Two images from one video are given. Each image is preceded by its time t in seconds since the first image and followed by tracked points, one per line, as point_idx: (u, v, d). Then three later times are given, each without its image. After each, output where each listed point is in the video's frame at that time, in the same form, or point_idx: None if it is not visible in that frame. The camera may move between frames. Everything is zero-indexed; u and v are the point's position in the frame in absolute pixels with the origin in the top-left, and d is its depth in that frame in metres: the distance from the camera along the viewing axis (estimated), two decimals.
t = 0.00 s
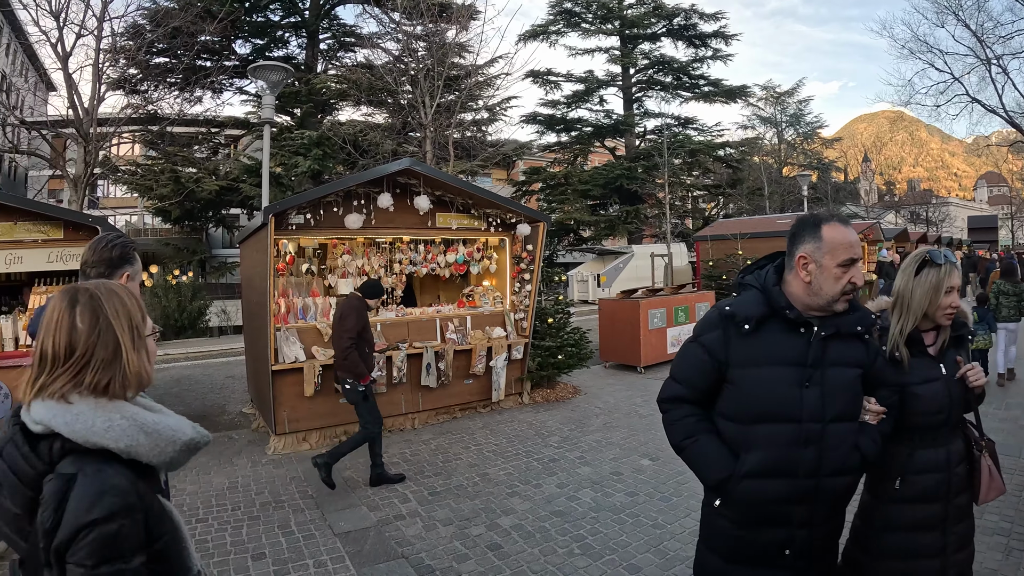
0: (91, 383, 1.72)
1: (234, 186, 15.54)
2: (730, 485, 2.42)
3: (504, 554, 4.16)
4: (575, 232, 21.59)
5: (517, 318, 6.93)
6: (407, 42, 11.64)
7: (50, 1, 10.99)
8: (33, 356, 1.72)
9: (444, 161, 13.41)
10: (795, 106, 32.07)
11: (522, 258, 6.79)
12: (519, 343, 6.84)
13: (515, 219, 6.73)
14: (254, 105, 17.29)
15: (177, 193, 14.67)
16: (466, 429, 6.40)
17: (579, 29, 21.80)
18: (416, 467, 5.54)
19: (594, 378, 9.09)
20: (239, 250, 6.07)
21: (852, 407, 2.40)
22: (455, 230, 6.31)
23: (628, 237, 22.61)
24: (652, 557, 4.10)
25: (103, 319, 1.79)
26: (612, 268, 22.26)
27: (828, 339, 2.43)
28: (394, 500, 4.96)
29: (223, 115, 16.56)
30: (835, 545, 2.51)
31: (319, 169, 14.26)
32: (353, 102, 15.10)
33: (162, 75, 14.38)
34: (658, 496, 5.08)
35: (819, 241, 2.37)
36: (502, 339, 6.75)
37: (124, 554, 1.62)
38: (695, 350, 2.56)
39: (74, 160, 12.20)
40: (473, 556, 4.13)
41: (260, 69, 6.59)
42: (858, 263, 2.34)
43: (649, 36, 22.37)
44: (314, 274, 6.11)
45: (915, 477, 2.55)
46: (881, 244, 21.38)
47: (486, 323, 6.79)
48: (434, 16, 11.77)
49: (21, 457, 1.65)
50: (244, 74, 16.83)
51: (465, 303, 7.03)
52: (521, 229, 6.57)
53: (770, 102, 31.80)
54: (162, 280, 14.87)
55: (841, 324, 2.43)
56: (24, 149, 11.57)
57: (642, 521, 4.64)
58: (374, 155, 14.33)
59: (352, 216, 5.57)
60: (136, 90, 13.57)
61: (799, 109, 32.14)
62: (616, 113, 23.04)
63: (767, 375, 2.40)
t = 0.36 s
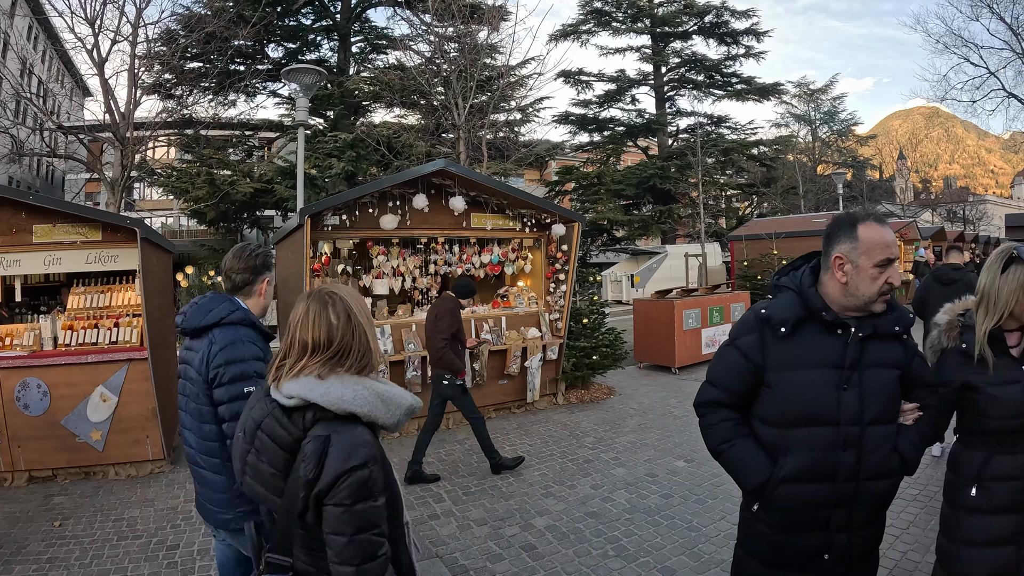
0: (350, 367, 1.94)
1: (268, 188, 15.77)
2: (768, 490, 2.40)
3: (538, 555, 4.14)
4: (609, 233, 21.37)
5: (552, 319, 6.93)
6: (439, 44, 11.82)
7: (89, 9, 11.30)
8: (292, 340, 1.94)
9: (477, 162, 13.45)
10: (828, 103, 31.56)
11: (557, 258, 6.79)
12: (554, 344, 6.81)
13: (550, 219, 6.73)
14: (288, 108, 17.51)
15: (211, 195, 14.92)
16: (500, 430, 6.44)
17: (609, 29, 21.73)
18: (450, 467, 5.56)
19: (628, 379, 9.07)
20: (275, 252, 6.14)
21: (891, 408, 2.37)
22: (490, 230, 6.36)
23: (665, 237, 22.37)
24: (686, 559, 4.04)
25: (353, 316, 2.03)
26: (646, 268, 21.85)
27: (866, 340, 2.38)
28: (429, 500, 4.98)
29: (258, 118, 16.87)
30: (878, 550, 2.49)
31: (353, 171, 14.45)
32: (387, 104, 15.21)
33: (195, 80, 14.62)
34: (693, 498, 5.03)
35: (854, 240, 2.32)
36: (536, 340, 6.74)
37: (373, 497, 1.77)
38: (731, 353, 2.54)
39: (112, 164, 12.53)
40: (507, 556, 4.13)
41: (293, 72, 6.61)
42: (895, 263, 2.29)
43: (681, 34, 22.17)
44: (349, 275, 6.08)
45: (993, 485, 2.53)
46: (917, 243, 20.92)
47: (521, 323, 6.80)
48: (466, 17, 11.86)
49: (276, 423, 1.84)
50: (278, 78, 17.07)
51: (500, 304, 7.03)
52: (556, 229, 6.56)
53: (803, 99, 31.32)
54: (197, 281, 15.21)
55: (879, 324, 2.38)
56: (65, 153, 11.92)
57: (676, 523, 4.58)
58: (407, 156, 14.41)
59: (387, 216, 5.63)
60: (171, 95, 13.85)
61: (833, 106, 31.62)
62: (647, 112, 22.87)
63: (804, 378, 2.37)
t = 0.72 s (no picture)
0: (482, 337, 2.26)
1: (276, 188, 15.81)
2: (772, 490, 2.39)
3: (544, 556, 4.12)
4: (615, 233, 21.48)
5: (558, 320, 6.87)
6: (445, 43, 11.84)
7: (96, 10, 11.38)
8: (438, 310, 2.24)
9: (484, 162, 13.48)
10: (836, 103, 31.47)
11: (564, 258, 6.76)
12: (561, 344, 6.76)
13: (556, 219, 6.70)
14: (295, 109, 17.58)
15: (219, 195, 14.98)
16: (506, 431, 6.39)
17: (616, 29, 21.72)
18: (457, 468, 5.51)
19: (636, 379, 9.06)
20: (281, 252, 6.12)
21: (895, 409, 2.37)
22: (496, 231, 6.34)
23: (673, 237, 22.29)
24: (693, 561, 4.03)
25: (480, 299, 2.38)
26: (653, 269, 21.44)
27: (869, 339, 2.37)
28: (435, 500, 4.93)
29: (265, 119, 16.93)
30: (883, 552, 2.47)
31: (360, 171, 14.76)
32: (394, 105, 15.25)
33: (203, 81, 14.70)
34: (700, 499, 5.01)
35: (856, 240, 2.30)
36: (544, 340, 6.65)
37: (511, 432, 2.13)
38: (735, 353, 2.53)
39: (119, 164, 12.61)
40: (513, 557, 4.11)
41: (301, 72, 6.60)
42: (898, 262, 2.28)
43: (688, 34, 22.12)
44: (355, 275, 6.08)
45: (1017, 496, 2.49)
46: (925, 243, 20.83)
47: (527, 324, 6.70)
48: (473, 18, 11.91)
49: (430, 379, 2.12)
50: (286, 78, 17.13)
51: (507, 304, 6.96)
52: (563, 229, 6.54)
53: (811, 99, 31.23)
54: (205, 282, 15.26)
55: (882, 323, 2.36)
56: (73, 154, 12.00)
57: (683, 525, 4.56)
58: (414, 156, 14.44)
59: (393, 217, 5.63)
60: (178, 96, 13.93)
61: (841, 106, 31.53)
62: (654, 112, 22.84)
63: (808, 378, 2.36)
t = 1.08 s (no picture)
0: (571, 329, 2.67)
1: (281, 189, 15.85)
2: (776, 492, 2.39)
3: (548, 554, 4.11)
4: (620, 233, 21.48)
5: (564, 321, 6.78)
6: (450, 44, 11.86)
7: (101, 11, 11.43)
8: (547, 298, 2.57)
9: (489, 163, 13.49)
10: (841, 103, 31.40)
11: (569, 259, 6.66)
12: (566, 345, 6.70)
13: (562, 220, 6.65)
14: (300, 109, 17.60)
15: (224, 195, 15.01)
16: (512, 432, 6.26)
17: (621, 29, 21.70)
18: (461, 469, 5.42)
19: (640, 380, 9.05)
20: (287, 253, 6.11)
21: (899, 408, 2.36)
22: (502, 231, 6.30)
23: (678, 238, 22.22)
24: (696, 562, 4.01)
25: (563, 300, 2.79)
26: (657, 270, 21.67)
27: (871, 340, 2.36)
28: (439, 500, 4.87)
29: (270, 119, 16.96)
30: (887, 552, 2.46)
31: (366, 172, 14.65)
32: (399, 105, 15.25)
33: (209, 82, 14.75)
34: (704, 500, 5.00)
35: (857, 240, 2.30)
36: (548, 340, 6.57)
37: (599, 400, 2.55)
38: (738, 356, 2.54)
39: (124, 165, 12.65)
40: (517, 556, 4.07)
41: (306, 73, 6.60)
42: (900, 262, 2.27)
43: (693, 34, 22.07)
44: (361, 276, 6.09)
45: None
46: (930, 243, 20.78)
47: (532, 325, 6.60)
48: (478, 18, 11.92)
49: (551, 357, 2.44)
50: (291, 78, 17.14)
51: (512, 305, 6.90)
52: (568, 229, 6.49)
53: (816, 99, 31.18)
54: (210, 281, 15.30)
55: (885, 323, 2.35)
56: (79, 154, 12.04)
57: (687, 526, 4.55)
58: (419, 157, 14.46)
59: (398, 217, 5.61)
60: (183, 96, 13.97)
61: (846, 106, 31.45)
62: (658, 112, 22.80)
63: (811, 379, 2.36)
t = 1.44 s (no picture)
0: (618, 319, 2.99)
1: (286, 189, 15.90)
2: (779, 491, 2.40)
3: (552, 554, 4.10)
4: (625, 234, 21.49)
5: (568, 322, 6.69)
6: (455, 45, 11.89)
7: (107, 12, 11.47)
8: (598, 293, 2.87)
9: (493, 164, 13.52)
10: (846, 104, 31.36)
11: (572, 260, 6.68)
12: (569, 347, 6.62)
13: (566, 220, 6.62)
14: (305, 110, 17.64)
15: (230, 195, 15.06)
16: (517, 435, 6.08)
17: (626, 30, 21.70)
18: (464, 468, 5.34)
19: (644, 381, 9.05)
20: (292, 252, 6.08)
21: (905, 409, 2.34)
22: (506, 232, 6.27)
23: (682, 239, 22.18)
24: (699, 563, 4.00)
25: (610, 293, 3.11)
26: (661, 270, 21.38)
27: (878, 341, 2.35)
28: (442, 499, 4.83)
29: (276, 120, 17.01)
30: (893, 553, 2.45)
31: (371, 172, 14.59)
32: (404, 106, 15.28)
33: (215, 82, 14.81)
34: (707, 502, 4.99)
35: (864, 241, 2.30)
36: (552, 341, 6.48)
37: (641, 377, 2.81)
38: (745, 355, 2.54)
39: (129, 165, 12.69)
40: (520, 557, 4.03)
41: (311, 74, 6.58)
42: (907, 263, 2.25)
43: (698, 34, 22.05)
44: (365, 276, 6.07)
45: None
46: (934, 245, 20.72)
47: (536, 325, 6.51)
48: (482, 19, 11.95)
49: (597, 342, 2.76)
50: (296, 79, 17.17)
51: (515, 305, 6.84)
52: (572, 230, 6.46)
53: (821, 100, 31.14)
54: (215, 282, 15.33)
55: (891, 324, 2.34)
56: (85, 154, 12.09)
57: (689, 527, 4.55)
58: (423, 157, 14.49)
59: (403, 218, 5.59)
60: (189, 96, 14.02)
61: (851, 107, 31.40)
62: (663, 113, 22.77)
63: (816, 379, 2.36)
